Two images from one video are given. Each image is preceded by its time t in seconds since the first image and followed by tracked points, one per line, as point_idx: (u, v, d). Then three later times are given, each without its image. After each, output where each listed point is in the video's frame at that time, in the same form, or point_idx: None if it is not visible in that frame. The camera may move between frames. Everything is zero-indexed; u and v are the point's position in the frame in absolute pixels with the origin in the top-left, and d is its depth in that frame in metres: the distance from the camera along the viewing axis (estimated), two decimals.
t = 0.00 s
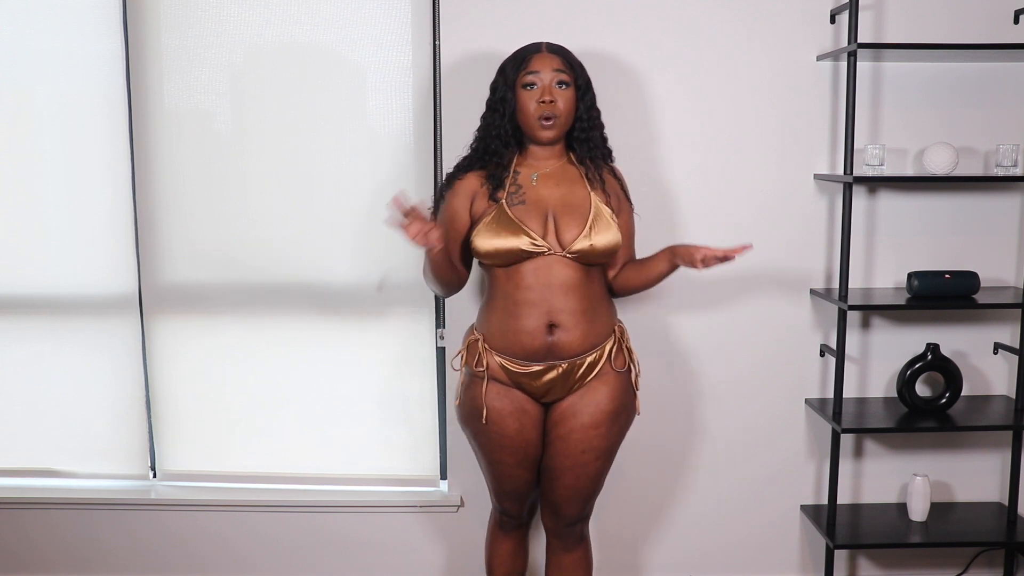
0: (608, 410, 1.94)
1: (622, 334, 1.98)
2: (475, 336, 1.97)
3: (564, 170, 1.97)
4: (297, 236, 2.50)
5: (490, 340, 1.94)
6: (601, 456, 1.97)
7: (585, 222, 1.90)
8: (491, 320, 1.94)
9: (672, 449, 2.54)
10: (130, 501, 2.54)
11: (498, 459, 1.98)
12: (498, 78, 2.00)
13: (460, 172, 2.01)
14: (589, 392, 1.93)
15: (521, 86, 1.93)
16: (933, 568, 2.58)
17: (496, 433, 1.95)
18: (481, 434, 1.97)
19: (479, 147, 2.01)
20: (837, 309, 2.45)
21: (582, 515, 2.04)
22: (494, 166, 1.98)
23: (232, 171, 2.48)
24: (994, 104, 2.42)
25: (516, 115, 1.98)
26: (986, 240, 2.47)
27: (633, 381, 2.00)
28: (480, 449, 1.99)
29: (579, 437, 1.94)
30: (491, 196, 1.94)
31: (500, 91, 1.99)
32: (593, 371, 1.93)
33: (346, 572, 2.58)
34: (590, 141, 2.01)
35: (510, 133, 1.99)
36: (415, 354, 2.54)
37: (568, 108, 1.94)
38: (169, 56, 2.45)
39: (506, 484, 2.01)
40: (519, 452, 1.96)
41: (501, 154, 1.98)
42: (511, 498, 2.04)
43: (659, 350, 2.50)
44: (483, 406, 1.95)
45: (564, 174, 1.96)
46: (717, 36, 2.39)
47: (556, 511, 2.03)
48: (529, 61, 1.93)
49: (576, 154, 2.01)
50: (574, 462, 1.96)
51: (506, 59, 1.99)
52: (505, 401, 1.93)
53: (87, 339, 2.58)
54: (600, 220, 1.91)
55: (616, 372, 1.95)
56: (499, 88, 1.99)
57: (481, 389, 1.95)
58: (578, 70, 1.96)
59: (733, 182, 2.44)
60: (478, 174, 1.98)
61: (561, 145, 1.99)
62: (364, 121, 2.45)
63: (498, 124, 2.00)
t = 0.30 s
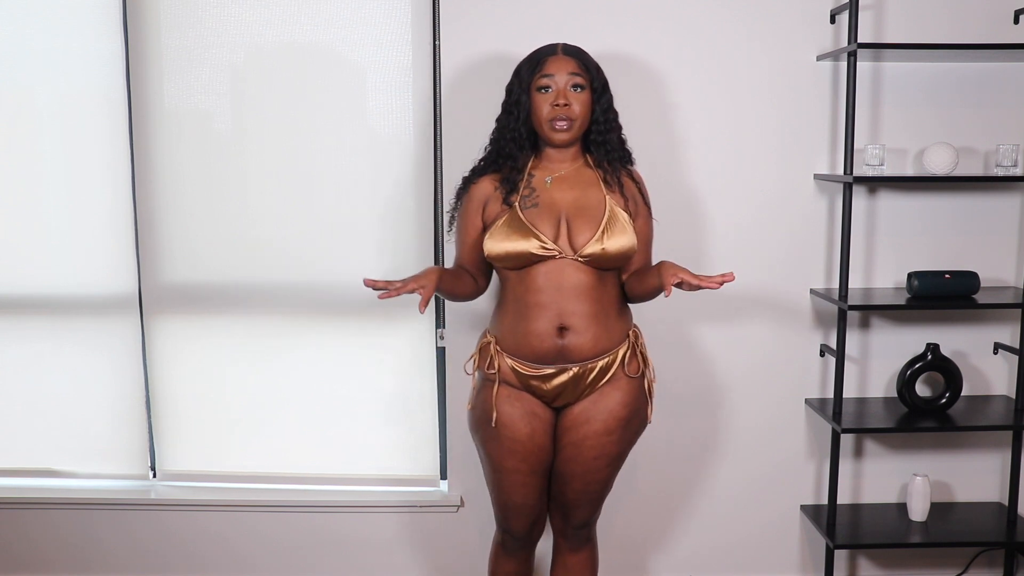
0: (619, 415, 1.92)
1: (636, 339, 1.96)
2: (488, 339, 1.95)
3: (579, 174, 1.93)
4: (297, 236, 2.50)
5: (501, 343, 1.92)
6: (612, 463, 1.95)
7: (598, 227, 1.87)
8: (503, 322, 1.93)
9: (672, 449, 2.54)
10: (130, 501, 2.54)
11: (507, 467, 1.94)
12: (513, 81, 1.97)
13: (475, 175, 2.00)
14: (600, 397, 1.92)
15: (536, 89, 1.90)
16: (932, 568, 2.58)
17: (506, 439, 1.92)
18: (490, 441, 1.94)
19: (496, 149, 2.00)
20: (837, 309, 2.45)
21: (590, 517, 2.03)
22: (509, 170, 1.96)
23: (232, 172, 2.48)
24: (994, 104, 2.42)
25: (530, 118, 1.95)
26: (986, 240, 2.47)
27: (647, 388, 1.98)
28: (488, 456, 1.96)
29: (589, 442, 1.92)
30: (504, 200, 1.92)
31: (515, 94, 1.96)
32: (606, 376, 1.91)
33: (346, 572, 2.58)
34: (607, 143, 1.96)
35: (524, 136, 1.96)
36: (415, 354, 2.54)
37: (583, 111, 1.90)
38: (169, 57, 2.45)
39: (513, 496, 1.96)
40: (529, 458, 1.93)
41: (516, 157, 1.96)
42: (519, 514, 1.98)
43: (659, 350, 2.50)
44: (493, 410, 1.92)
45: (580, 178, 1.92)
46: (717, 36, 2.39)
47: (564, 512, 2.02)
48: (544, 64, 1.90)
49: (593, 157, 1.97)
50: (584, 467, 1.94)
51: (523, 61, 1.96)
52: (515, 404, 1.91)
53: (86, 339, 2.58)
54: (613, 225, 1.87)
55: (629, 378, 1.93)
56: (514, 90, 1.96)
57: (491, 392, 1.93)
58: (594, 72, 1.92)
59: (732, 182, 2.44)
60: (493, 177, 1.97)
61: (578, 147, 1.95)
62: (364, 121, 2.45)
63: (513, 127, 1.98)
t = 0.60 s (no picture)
0: (622, 418, 1.92)
1: (642, 342, 1.95)
2: (495, 338, 1.96)
3: (587, 177, 1.92)
4: (297, 236, 2.50)
5: (507, 343, 1.94)
6: (615, 465, 1.95)
7: (603, 230, 1.86)
8: (510, 322, 1.94)
9: (671, 448, 2.54)
10: (130, 501, 2.54)
11: (508, 466, 1.92)
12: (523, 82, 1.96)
13: (484, 176, 2.01)
14: (604, 398, 1.91)
15: (544, 91, 1.89)
16: (932, 567, 2.58)
17: (508, 438, 1.91)
18: (493, 439, 1.94)
19: (504, 150, 2.00)
20: (837, 309, 2.45)
21: (593, 519, 2.03)
22: (516, 171, 1.96)
23: (232, 172, 2.48)
24: (994, 104, 2.42)
25: (539, 120, 1.94)
26: (986, 240, 2.47)
27: (653, 391, 1.96)
28: (490, 455, 1.94)
29: (592, 443, 1.92)
30: (511, 202, 1.93)
31: (524, 95, 1.95)
32: (610, 377, 1.90)
33: (345, 572, 2.59)
34: (615, 145, 1.96)
35: (533, 138, 1.95)
36: (415, 354, 2.54)
37: (591, 115, 1.89)
38: (169, 57, 2.45)
39: (512, 499, 1.92)
40: (531, 458, 1.91)
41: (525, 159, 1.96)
42: (516, 522, 1.93)
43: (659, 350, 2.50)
44: (496, 408, 1.93)
45: (587, 180, 1.92)
46: (717, 37, 2.39)
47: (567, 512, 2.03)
48: (553, 66, 1.89)
49: (602, 159, 1.95)
50: (587, 468, 1.94)
51: (532, 62, 1.95)
52: (518, 403, 1.91)
53: (86, 339, 2.58)
54: (618, 228, 1.87)
55: (634, 380, 1.92)
56: (523, 92, 1.95)
57: (495, 390, 1.94)
58: (603, 74, 1.91)
59: (732, 182, 2.44)
60: (500, 178, 1.97)
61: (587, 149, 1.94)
62: (364, 121, 2.45)
63: (522, 128, 1.97)
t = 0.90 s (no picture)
0: (623, 417, 1.92)
1: (643, 342, 1.95)
2: (496, 334, 1.96)
3: (590, 174, 1.92)
4: (297, 236, 2.50)
5: (508, 339, 1.94)
6: (615, 464, 1.95)
7: (607, 227, 1.87)
8: (511, 319, 1.94)
9: (672, 448, 2.54)
10: (130, 501, 2.55)
11: (509, 463, 1.92)
12: (521, 80, 1.95)
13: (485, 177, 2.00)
14: (605, 398, 1.91)
15: (546, 88, 1.90)
16: (932, 567, 2.58)
17: (509, 435, 1.92)
18: (494, 436, 1.94)
19: (504, 149, 1.99)
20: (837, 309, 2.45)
21: (593, 517, 2.04)
22: (517, 169, 1.95)
23: (233, 172, 2.48)
24: (994, 104, 2.42)
25: (540, 118, 1.93)
26: (986, 240, 2.47)
27: (653, 391, 1.97)
28: (490, 452, 1.95)
29: (593, 442, 1.93)
30: (514, 202, 1.92)
31: (524, 94, 1.94)
32: (610, 377, 1.90)
33: (345, 572, 2.58)
34: (617, 143, 1.95)
35: (534, 137, 1.94)
36: (415, 354, 2.54)
37: (592, 111, 1.89)
38: (169, 57, 2.45)
39: (513, 495, 1.93)
40: (532, 456, 1.91)
41: (526, 159, 1.95)
42: (518, 517, 1.94)
43: (659, 350, 2.50)
44: (497, 405, 1.93)
45: (588, 177, 1.91)
46: (717, 37, 2.39)
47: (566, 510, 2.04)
48: (554, 64, 1.89)
49: (604, 156, 1.95)
50: (588, 467, 1.95)
51: (532, 60, 1.95)
52: (519, 401, 1.92)
53: (86, 339, 2.58)
54: (621, 225, 1.87)
55: (635, 380, 1.92)
56: (522, 90, 1.94)
57: (496, 387, 1.94)
58: (604, 71, 1.91)
59: (733, 182, 2.44)
60: (501, 177, 1.97)
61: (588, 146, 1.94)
62: (364, 121, 2.45)
63: (522, 127, 1.96)
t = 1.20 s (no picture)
0: (624, 415, 1.92)
1: (644, 342, 1.95)
2: (497, 334, 1.96)
3: (592, 175, 1.92)
4: (297, 236, 2.50)
5: (509, 340, 1.94)
6: (616, 463, 1.96)
7: (609, 226, 1.86)
8: (512, 319, 1.94)
9: (672, 448, 2.54)
10: (130, 501, 2.54)
11: (511, 462, 1.92)
12: (521, 81, 1.94)
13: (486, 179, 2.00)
14: (606, 397, 1.91)
15: (546, 88, 1.89)
16: (932, 567, 2.58)
17: (511, 434, 1.92)
18: (495, 435, 1.94)
19: (505, 148, 1.98)
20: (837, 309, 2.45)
21: (594, 516, 2.04)
22: (518, 168, 1.95)
23: (233, 172, 2.48)
24: (994, 104, 2.42)
25: (541, 120, 1.93)
26: (986, 240, 2.47)
27: (653, 390, 1.97)
28: (492, 451, 1.95)
29: (594, 440, 1.93)
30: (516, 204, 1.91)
31: (524, 95, 1.94)
32: (612, 376, 1.90)
33: (345, 573, 2.58)
34: (618, 143, 1.95)
35: (535, 139, 1.94)
36: (415, 354, 2.54)
37: (594, 111, 1.89)
38: (169, 57, 2.45)
39: (515, 493, 1.93)
40: (533, 455, 1.91)
41: (528, 160, 1.94)
42: (521, 516, 1.94)
43: (659, 350, 2.50)
44: (498, 404, 1.93)
45: (590, 176, 1.91)
46: (717, 37, 2.39)
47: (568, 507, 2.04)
48: (555, 65, 1.88)
49: (605, 157, 1.95)
50: (589, 466, 1.95)
51: (532, 59, 1.94)
52: (520, 400, 1.92)
53: (86, 339, 2.58)
54: (623, 222, 1.87)
55: (636, 380, 1.92)
56: (522, 91, 1.94)
57: (498, 387, 1.94)
58: (604, 71, 1.91)
59: (733, 182, 2.44)
60: (502, 176, 1.96)
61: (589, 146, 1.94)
62: (364, 121, 2.45)
63: (523, 128, 1.96)
